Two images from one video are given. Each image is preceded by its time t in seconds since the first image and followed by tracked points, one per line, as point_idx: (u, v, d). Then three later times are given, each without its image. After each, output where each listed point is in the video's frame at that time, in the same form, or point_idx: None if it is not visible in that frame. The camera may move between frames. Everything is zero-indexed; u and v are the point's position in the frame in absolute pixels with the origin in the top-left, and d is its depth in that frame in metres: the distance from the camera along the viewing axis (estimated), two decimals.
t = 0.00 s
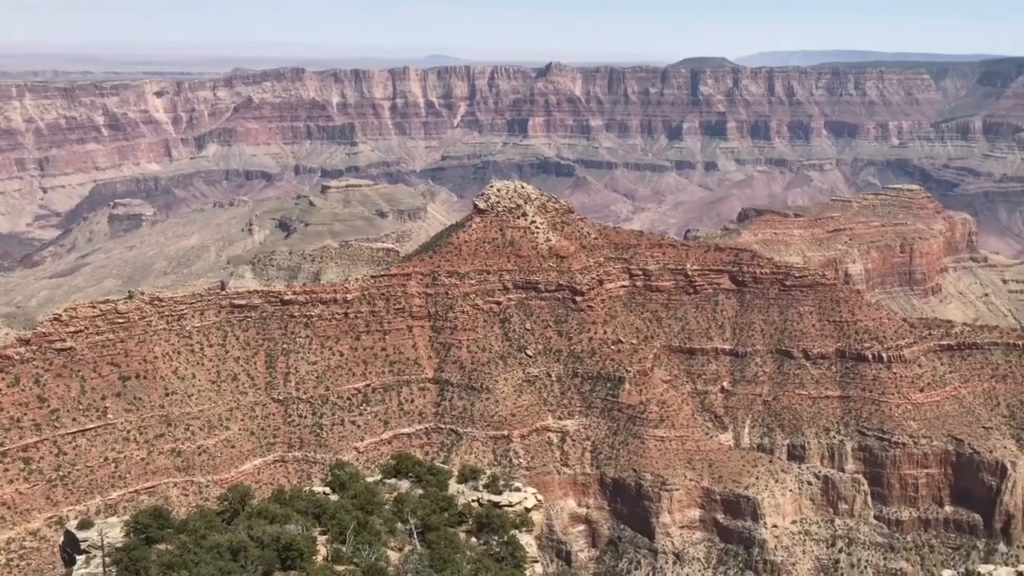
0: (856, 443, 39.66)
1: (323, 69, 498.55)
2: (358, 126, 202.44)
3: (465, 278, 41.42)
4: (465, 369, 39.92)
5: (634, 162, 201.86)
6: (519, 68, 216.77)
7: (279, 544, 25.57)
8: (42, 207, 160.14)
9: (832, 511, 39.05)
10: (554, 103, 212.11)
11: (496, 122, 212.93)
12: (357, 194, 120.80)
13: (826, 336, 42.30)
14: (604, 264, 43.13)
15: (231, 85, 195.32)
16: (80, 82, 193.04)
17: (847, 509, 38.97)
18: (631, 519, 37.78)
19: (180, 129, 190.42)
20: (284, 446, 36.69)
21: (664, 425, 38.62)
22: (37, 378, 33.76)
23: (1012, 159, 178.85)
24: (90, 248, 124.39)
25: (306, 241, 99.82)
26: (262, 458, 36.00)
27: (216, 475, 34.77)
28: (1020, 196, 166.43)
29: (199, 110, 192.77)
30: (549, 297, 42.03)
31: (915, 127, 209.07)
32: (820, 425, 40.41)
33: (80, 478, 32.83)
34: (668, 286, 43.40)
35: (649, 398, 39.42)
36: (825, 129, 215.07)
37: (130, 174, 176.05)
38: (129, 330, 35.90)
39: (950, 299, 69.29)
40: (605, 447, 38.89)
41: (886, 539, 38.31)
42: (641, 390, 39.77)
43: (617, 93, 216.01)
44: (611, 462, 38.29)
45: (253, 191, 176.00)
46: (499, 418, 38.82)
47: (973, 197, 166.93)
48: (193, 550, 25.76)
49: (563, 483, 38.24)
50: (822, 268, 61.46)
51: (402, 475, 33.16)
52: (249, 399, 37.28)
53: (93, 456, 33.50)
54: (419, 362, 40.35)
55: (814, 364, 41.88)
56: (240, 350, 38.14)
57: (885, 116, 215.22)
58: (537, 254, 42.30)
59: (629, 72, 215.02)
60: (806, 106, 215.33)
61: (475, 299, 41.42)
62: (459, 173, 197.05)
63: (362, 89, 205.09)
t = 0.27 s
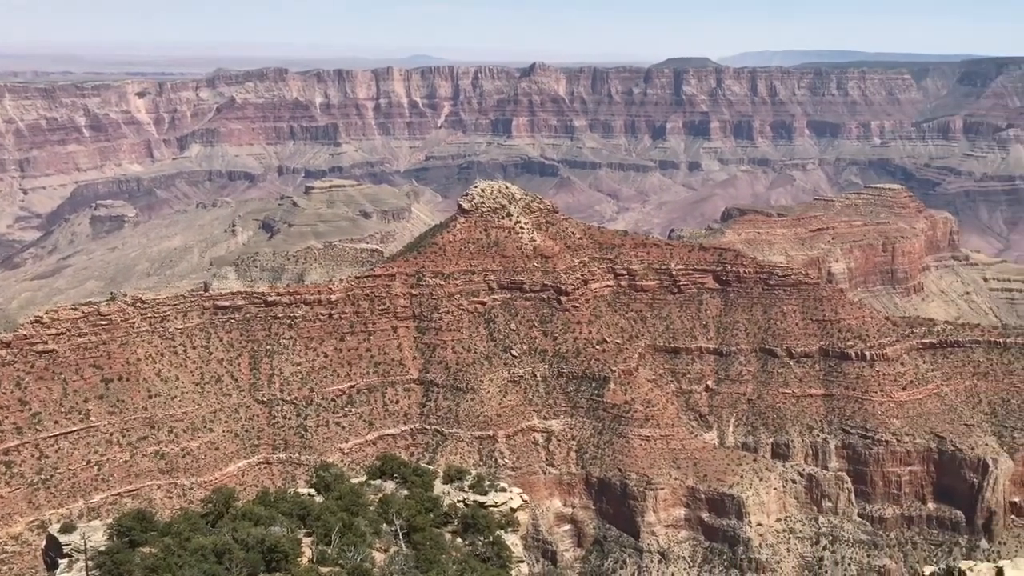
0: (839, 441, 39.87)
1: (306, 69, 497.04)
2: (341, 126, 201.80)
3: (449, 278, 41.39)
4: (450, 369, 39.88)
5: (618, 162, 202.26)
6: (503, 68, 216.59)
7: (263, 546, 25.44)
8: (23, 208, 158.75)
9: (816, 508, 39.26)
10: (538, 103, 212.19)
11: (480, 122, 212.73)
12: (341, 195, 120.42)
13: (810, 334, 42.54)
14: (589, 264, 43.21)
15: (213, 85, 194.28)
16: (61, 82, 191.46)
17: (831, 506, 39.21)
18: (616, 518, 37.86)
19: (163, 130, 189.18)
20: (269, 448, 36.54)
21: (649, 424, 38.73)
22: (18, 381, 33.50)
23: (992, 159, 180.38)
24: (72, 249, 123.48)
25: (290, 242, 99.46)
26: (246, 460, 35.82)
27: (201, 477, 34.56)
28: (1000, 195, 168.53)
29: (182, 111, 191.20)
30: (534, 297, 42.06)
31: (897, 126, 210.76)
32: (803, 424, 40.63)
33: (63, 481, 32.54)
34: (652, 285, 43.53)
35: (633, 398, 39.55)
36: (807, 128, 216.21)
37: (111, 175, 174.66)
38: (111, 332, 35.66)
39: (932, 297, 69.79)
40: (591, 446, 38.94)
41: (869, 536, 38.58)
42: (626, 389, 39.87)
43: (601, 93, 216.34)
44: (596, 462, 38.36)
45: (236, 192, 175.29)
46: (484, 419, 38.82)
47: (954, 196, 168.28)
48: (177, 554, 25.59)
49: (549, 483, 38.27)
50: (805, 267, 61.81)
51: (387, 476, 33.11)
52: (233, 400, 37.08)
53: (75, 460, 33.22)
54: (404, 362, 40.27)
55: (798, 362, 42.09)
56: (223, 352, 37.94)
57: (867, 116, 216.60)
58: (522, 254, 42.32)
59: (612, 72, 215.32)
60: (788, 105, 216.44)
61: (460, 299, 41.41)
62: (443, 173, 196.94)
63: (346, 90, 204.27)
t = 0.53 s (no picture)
0: (824, 439, 40.05)
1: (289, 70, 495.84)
2: (325, 127, 201.16)
3: (435, 280, 41.38)
4: (436, 370, 39.84)
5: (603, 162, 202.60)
6: (487, 69, 216.29)
7: (249, 549, 25.30)
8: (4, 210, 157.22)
9: (801, 507, 39.42)
10: (522, 104, 212.29)
11: (465, 122, 212.58)
12: (326, 196, 120.08)
13: (794, 334, 42.73)
14: (574, 264, 43.30)
15: (196, 86, 193.45)
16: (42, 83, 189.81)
17: (816, 505, 39.35)
18: (602, 518, 37.92)
19: (145, 131, 187.96)
20: (254, 451, 36.37)
21: (634, 424, 38.82)
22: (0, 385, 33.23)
23: (973, 158, 181.74)
24: (53, 252, 122.54)
25: (274, 243, 99.14)
26: (231, 463, 35.62)
27: (185, 480, 34.34)
28: (982, 194, 170.36)
29: (164, 112, 190.34)
30: (519, 298, 42.09)
31: (879, 127, 212.99)
32: (788, 422, 40.79)
33: (45, 485, 32.26)
34: (637, 286, 43.64)
35: (619, 397, 39.62)
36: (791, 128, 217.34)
37: (93, 177, 173.16)
38: (94, 335, 35.45)
39: (915, 295, 70.24)
40: (577, 446, 38.99)
41: (854, 534, 38.79)
42: (611, 389, 39.96)
43: (586, 94, 216.65)
44: (582, 462, 38.42)
45: (220, 193, 174.57)
46: (470, 419, 38.78)
47: (936, 195, 169.43)
48: (162, 557, 25.42)
49: (535, 483, 38.25)
50: (788, 266, 62.14)
51: (373, 478, 33.05)
52: (217, 403, 36.89)
53: (58, 463, 32.96)
54: (389, 363, 40.19)
55: (782, 362, 42.26)
56: (207, 354, 37.76)
57: (850, 116, 218.03)
58: (507, 255, 42.37)
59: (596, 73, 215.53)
60: (772, 106, 217.54)
61: (445, 300, 41.39)
62: (428, 174, 196.77)
63: (329, 90, 203.31)
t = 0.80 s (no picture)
0: (808, 438, 40.24)
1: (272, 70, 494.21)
2: (310, 128, 200.36)
3: (420, 281, 41.35)
4: (422, 372, 39.80)
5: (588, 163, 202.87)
6: (472, 69, 215.54)
7: (234, 552, 25.18)
8: None
9: (787, 505, 39.61)
10: (507, 105, 212.30)
11: (449, 123, 212.37)
12: (310, 198, 119.70)
13: (778, 333, 42.93)
14: (559, 265, 43.36)
15: (179, 87, 192.83)
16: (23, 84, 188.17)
17: (800, 503, 39.56)
18: (589, 518, 38.00)
19: (128, 133, 186.80)
20: (238, 453, 36.23)
21: (620, 424, 38.92)
22: None
23: (955, 158, 182.97)
24: (35, 255, 121.61)
25: (258, 245, 98.80)
26: (216, 466, 35.47)
27: (170, 483, 34.18)
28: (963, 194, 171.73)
29: (147, 113, 189.22)
30: (505, 299, 42.13)
31: (861, 127, 214.54)
32: (773, 421, 40.96)
33: (28, 489, 32.01)
34: (622, 286, 43.76)
35: (604, 397, 39.72)
36: (774, 128, 218.32)
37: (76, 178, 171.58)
38: (77, 338, 35.20)
39: (898, 294, 70.69)
40: (563, 446, 39.06)
41: (839, 532, 39.02)
42: (597, 389, 40.03)
43: (570, 94, 216.91)
44: (568, 462, 38.47)
45: (203, 195, 173.82)
46: (456, 420, 38.77)
47: (919, 195, 170.51)
48: (147, 561, 25.27)
49: (522, 483, 38.26)
50: (773, 266, 62.42)
51: (359, 480, 33.00)
52: (201, 405, 36.73)
53: (41, 467, 32.71)
54: (374, 365, 40.13)
55: (767, 360, 42.44)
56: (192, 356, 37.57)
57: (833, 116, 219.28)
58: (492, 255, 42.38)
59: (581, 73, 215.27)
60: (755, 106, 218.49)
61: (431, 300, 41.37)
62: (413, 175, 196.51)
63: (314, 91, 202.48)
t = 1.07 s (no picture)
0: (793, 437, 40.40)
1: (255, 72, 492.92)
2: (294, 129, 199.51)
3: (406, 282, 41.28)
4: (407, 373, 39.71)
5: (573, 164, 203.08)
6: (456, 70, 215.69)
7: (219, 554, 25.05)
8: None
9: (772, 504, 39.79)
10: (492, 105, 212.31)
11: (434, 124, 212.12)
12: (295, 199, 119.26)
13: (763, 333, 43.11)
14: (545, 265, 43.39)
15: (162, 88, 194.04)
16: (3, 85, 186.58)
17: (785, 502, 39.73)
18: (575, 518, 38.03)
19: (111, 134, 185.62)
20: (223, 455, 36.03)
21: (606, 424, 38.98)
22: None
23: (937, 158, 184.06)
24: (17, 256, 120.57)
25: (243, 246, 98.40)
26: (201, 468, 35.29)
27: (154, 486, 33.93)
28: (946, 194, 172.73)
29: (130, 114, 188.73)
30: (491, 299, 42.11)
31: (844, 127, 215.87)
32: (758, 421, 41.10)
33: (10, 493, 31.73)
34: (608, 286, 43.84)
35: (590, 398, 39.76)
36: (758, 129, 219.17)
37: (57, 180, 169.54)
38: (60, 340, 34.95)
39: (881, 293, 71.07)
40: (549, 447, 39.07)
41: (824, 531, 39.19)
42: (583, 389, 40.07)
43: (555, 95, 217.17)
44: (554, 462, 38.48)
45: (187, 196, 173.02)
46: (442, 422, 38.74)
47: (901, 194, 171.29)
48: (131, 564, 25.13)
49: (508, 484, 38.25)
50: (757, 266, 62.77)
51: (344, 482, 32.91)
52: (186, 407, 36.55)
53: (23, 471, 32.44)
54: (360, 366, 40.03)
55: (751, 360, 42.61)
56: (176, 358, 37.38)
57: (816, 116, 220.40)
58: (478, 256, 42.36)
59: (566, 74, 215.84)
60: (739, 106, 219.39)
61: (416, 302, 41.31)
62: (398, 176, 196.13)
63: (298, 92, 201.85)
